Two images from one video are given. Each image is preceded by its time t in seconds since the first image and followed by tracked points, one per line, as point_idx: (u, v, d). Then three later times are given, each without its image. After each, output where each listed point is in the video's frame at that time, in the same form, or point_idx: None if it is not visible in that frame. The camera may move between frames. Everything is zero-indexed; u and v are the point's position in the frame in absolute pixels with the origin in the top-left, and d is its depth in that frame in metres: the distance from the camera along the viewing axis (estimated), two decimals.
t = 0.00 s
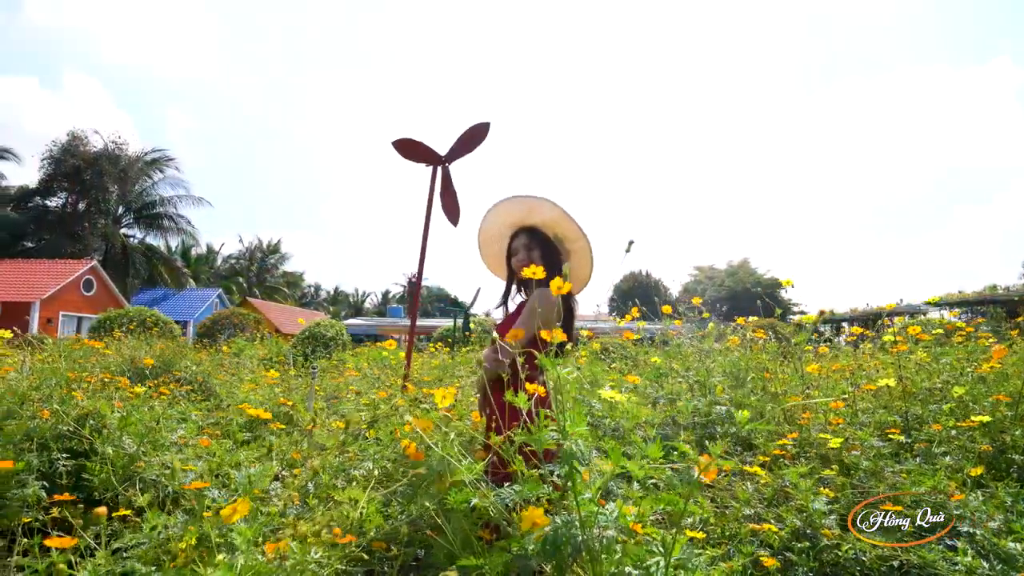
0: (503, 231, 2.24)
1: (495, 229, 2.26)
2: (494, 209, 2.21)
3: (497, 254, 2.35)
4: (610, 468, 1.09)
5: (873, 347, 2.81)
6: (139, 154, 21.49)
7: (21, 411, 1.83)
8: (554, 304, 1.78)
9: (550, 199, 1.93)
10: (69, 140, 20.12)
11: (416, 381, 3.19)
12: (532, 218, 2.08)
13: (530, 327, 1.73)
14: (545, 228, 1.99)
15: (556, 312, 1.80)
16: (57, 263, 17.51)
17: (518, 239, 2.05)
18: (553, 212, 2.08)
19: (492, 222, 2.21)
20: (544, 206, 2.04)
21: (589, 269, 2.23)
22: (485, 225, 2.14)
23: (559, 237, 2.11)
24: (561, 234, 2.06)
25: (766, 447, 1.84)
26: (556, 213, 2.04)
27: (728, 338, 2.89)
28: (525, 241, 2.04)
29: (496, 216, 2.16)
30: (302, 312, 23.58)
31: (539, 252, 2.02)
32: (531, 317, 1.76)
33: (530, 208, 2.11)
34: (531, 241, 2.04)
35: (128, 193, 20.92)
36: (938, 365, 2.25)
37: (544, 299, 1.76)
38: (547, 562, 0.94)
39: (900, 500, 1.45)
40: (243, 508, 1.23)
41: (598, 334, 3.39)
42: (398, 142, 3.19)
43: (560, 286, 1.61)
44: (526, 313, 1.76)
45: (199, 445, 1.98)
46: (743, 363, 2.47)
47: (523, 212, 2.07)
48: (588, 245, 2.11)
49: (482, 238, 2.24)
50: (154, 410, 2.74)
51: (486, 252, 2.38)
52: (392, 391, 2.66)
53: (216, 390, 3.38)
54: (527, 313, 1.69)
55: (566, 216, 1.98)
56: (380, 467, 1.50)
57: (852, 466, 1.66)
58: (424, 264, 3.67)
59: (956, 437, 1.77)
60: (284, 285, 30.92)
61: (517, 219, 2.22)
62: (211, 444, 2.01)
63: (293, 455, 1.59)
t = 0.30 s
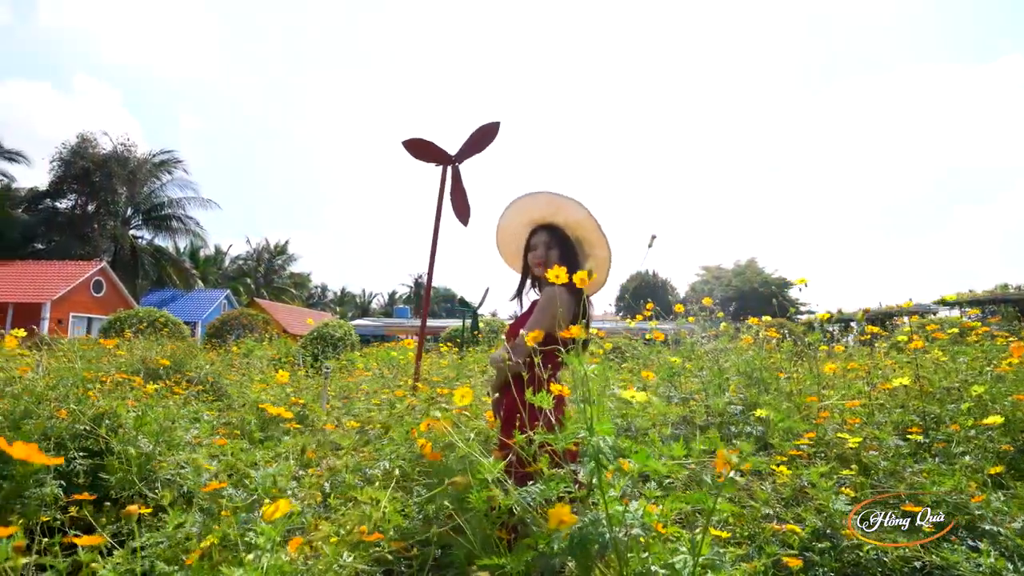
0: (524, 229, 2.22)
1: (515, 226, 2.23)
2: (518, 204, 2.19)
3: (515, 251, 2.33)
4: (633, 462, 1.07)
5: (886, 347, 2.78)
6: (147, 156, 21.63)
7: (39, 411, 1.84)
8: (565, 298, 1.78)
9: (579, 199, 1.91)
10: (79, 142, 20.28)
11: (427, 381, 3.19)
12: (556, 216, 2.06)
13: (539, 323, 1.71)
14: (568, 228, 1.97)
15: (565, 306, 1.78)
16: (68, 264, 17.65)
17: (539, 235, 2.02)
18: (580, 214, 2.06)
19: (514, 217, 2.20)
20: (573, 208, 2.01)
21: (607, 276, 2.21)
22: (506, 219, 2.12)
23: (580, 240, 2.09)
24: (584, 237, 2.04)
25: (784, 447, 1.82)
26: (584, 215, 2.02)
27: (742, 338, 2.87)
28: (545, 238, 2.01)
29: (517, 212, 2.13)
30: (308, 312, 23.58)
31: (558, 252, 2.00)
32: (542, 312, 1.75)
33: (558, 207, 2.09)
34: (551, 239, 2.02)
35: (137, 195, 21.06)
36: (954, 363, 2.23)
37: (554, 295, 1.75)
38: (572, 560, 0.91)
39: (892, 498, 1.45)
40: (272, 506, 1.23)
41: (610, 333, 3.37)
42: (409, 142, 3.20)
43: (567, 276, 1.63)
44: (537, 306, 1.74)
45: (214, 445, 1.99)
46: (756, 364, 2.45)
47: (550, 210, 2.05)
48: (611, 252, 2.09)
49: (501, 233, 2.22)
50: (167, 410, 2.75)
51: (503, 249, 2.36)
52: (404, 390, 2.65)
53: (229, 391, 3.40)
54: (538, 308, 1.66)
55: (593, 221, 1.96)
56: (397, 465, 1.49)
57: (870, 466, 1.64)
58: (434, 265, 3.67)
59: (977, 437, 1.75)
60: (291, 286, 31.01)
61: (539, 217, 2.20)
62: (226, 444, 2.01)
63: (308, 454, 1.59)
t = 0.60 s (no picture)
0: (544, 225, 2.20)
1: (535, 222, 2.21)
2: (541, 199, 2.16)
3: (532, 248, 2.30)
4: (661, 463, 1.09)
5: (903, 346, 2.75)
6: (156, 158, 21.77)
7: (57, 411, 1.86)
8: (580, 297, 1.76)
9: (602, 200, 1.90)
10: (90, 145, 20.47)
11: (439, 381, 3.19)
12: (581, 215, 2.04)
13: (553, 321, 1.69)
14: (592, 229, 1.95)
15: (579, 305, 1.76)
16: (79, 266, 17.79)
17: (560, 233, 2.00)
18: (603, 216, 2.05)
19: (535, 213, 2.17)
20: (599, 209, 2.00)
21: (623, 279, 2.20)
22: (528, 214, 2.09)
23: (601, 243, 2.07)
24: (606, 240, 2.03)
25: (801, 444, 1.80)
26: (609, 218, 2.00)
27: (756, 337, 2.85)
28: (566, 236, 1.99)
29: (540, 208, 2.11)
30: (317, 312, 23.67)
31: (578, 251, 1.98)
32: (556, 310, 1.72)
33: (584, 207, 2.07)
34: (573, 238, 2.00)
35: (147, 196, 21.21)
36: (974, 362, 2.20)
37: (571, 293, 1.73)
38: (597, 561, 0.92)
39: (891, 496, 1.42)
40: (290, 505, 1.23)
41: (622, 333, 3.36)
42: (420, 142, 3.20)
43: (585, 276, 1.61)
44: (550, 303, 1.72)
45: (229, 445, 1.99)
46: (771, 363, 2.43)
47: (575, 209, 2.03)
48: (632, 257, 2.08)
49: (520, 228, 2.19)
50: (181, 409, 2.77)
51: (520, 244, 2.34)
52: (417, 390, 2.65)
53: (241, 390, 3.41)
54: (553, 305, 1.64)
55: (618, 224, 1.94)
56: (414, 464, 1.49)
57: (890, 465, 1.62)
58: (444, 264, 3.66)
59: (1000, 434, 1.73)
60: (300, 287, 31.14)
61: (560, 216, 2.18)
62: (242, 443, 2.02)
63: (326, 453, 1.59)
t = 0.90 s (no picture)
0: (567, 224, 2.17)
1: (557, 220, 2.18)
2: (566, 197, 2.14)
3: (552, 246, 2.28)
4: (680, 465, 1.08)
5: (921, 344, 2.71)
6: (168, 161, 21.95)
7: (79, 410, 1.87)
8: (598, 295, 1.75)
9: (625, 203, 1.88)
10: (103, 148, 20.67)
11: (453, 380, 3.19)
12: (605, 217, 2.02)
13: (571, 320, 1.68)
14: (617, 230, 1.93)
15: (598, 304, 1.74)
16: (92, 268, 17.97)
17: (584, 233, 1.99)
18: (623, 218, 2.03)
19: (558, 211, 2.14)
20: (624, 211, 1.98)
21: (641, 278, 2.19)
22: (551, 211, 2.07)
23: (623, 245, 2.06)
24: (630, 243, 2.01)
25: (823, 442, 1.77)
26: (635, 222, 1.99)
27: (773, 336, 2.83)
28: (590, 237, 1.98)
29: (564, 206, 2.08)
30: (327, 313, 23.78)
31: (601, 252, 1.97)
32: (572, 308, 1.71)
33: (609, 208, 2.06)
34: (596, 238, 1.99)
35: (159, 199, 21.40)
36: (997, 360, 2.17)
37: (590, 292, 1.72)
38: (628, 560, 0.91)
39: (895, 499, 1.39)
40: (316, 504, 1.22)
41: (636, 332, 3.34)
42: (434, 142, 3.20)
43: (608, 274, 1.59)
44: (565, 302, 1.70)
45: (248, 444, 2.00)
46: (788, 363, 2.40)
47: (601, 209, 2.01)
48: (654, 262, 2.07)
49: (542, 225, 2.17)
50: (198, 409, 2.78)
51: (539, 241, 2.32)
52: (432, 389, 2.65)
53: (255, 390, 3.42)
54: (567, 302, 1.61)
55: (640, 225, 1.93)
56: (434, 463, 1.48)
57: (915, 465, 1.60)
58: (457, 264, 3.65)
59: None
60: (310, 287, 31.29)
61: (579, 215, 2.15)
62: (260, 443, 2.02)
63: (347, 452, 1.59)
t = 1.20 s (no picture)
0: (581, 223, 2.17)
1: (572, 219, 2.18)
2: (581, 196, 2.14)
3: (566, 245, 2.28)
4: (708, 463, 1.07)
5: (937, 344, 2.69)
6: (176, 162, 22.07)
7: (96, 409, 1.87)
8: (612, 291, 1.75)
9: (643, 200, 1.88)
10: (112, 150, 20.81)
11: (463, 380, 3.19)
12: (622, 217, 2.03)
13: (585, 316, 1.67)
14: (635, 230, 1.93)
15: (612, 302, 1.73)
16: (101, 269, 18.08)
17: (601, 232, 1.98)
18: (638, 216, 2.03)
19: (574, 210, 2.14)
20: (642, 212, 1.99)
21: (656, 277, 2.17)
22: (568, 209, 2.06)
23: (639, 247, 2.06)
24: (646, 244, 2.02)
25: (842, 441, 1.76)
26: (651, 223, 1.99)
27: (786, 336, 2.81)
28: (606, 236, 1.97)
29: (580, 205, 2.08)
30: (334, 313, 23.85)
31: (617, 253, 1.96)
32: (586, 305, 1.71)
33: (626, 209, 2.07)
34: (613, 238, 1.99)
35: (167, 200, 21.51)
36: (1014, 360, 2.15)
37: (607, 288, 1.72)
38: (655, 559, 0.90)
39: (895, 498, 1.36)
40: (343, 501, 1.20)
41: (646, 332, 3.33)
42: (444, 142, 3.20)
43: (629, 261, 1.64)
44: (578, 297, 1.69)
45: (261, 443, 2.00)
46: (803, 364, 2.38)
47: (619, 209, 2.01)
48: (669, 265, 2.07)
49: (556, 223, 2.16)
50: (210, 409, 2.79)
51: (552, 240, 2.31)
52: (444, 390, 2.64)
53: (267, 390, 3.42)
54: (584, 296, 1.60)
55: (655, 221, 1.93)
56: (450, 463, 1.47)
57: (936, 465, 1.58)
58: (467, 264, 3.65)
59: None
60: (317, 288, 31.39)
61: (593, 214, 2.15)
62: (273, 442, 2.02)
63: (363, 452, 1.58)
